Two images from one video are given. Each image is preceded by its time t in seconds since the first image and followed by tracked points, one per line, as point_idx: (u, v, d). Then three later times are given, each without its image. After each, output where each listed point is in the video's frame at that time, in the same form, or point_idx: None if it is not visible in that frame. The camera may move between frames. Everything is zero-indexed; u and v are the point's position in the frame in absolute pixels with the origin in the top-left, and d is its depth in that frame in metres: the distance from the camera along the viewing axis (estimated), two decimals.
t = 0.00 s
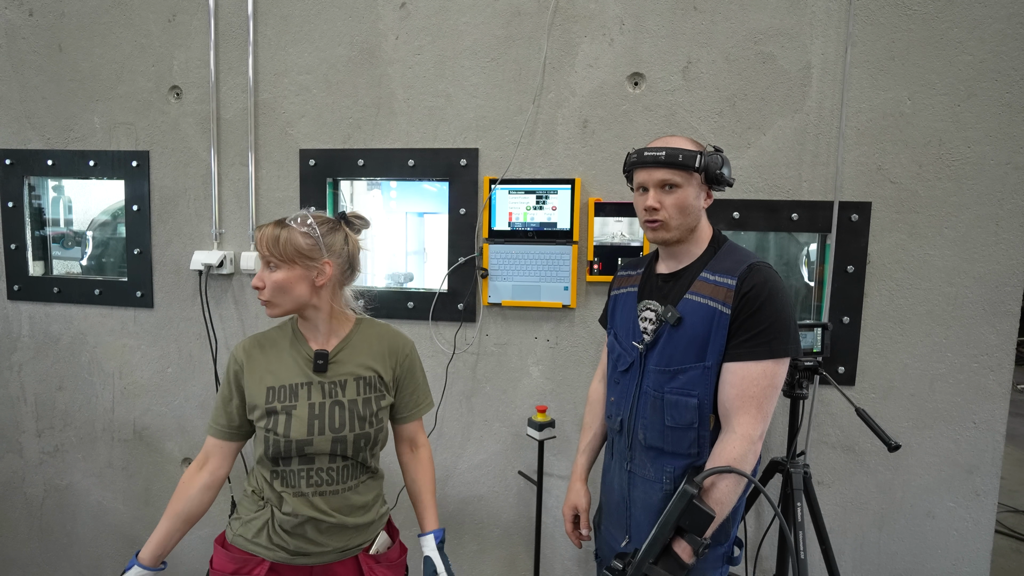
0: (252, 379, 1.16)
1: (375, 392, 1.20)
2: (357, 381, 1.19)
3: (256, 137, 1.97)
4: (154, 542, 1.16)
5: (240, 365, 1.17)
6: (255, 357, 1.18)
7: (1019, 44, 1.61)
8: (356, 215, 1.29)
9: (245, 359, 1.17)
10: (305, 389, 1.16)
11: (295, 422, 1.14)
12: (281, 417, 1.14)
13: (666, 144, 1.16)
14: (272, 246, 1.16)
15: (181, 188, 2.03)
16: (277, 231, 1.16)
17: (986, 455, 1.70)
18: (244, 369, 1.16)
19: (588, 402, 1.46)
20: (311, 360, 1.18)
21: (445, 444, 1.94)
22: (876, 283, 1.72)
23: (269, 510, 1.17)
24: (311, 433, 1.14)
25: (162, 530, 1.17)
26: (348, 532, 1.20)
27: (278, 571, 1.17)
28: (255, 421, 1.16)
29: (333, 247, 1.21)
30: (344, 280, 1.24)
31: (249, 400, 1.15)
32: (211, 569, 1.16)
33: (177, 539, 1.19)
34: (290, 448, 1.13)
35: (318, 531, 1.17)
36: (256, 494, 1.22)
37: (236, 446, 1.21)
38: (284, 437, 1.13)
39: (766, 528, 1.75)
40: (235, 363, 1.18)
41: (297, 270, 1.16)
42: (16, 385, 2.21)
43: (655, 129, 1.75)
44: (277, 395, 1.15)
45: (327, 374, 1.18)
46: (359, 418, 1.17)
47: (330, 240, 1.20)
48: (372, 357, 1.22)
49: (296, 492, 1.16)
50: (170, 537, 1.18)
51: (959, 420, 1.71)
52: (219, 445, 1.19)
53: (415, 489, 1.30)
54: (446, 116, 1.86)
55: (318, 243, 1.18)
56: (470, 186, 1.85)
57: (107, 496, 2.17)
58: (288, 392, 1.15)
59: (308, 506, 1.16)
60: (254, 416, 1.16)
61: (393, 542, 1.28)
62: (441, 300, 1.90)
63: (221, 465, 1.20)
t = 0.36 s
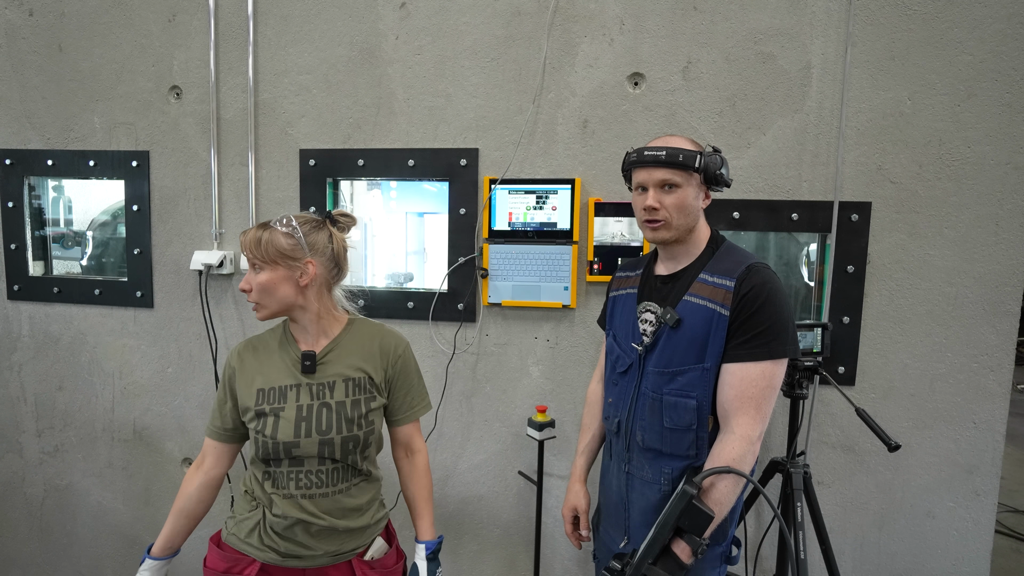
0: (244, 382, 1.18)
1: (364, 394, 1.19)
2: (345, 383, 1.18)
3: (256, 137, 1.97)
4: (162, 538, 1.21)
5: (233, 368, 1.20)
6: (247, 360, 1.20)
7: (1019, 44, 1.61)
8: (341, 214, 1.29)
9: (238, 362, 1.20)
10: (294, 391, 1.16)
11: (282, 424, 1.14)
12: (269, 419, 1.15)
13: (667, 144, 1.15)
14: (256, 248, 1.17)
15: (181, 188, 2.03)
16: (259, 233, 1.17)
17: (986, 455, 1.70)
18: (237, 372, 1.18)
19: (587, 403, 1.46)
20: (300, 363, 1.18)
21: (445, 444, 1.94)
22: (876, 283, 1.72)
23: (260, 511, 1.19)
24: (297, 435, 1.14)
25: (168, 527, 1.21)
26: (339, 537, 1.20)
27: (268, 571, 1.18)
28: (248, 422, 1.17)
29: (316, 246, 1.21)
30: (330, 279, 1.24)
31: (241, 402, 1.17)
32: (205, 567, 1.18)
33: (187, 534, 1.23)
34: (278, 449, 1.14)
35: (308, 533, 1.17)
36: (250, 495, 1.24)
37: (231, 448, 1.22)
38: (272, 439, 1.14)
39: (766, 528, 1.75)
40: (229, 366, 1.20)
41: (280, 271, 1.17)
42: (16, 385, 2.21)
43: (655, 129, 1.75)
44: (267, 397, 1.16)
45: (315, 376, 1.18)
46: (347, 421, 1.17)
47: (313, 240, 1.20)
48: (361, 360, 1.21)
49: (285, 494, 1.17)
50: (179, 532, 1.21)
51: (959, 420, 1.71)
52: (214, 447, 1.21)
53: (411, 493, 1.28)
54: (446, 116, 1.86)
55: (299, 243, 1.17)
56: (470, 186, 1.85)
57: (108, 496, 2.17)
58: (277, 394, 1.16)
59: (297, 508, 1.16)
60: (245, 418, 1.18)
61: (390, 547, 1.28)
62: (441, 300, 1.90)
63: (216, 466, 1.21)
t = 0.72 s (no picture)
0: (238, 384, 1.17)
1: (361, 395, 1.19)
2: (342, 384, 1.18)
3: (256, 137, 1.97)
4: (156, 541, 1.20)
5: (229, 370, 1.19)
6: (242, 363, 1.19)
7: (1019, 44, 1.61)
8: (338, 214, 1.29)
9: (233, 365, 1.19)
10: (290, 394, 1.16)
11: (278, 426, 1.14)
12: (265, 422, 1.14)
13: (665, 142, 1.16)
14: (252, 248, 1.16)
15: (181, 188, 2.03)
16: (256, 233, 1.16)
17: (986, 455, 1.70)
18: (232, 374, 1.18)
19: (585, 402, 1.46)
20: (296, 365, 1.18)
21: (445, 444, 1.94)
22: (876, 283, 1.72)
23: (257, 511, 1.19)
24: (294, 438, 1.14)
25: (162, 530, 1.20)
26: (336, 537, 1.20)
27: (266, 572, 1.18)
28: (244, 425, 1.17)
29: (314, 246, 1.21)
30: (328, 279, 1.24)
31: (236, 405, 1.16)
32: (203, 567, 1.18)
33: (181, 537, 1.22)
34: (275, 452, 1.14)
35: (305, 533, 1.17)
36: (247, 494, 1.23)
37: (227, 449, 1.22)
38: (268, 441, 1.14)
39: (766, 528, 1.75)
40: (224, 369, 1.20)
41: (278, 271, 1.16)
42: (16, 385, 2.21)
43: (655, 128, 1.75)
44: (263, 399, 1.15)
45: (312, 378, 1.18)
46: (343, 423, 1.17)
47: (311, 240, 1.20)
48: (357, 361, 1.21)
49: (282, 494, 1.17)
50: (173, 535, 1.21)
51: (959, 420, 1.71)
52: (209, 448, 1.20)
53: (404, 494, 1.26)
54: (447, 116, 1.86)
55: (297, 243, 1.17)
56: (470, 186, 1.85)
57: (107, 496, 2.17)
58: (273, 397, 1.15)
59: (294, 509, 1.16)
60: (241, 421, 1.17)
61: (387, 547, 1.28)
62: (441, 300, 1.90)
63: (210, 468, 1.20)
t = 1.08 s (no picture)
0: (238, 387, 1.16)
1: (363, 395, 1.20)
2: (344, 385, 1.19)
3: (256, 137, 1.97)
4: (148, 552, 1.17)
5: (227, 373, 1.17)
6: (241, 365, 1.18)
7: (1019, 44, 1.61)
8: (335, 214, 1.29)
9: (231, 367, 1.18)
10: (293, 395, 1.16)
11: (282, 428, 1.14)
12: (267, 424, 1.14)
13: (649, 144, 1.17)
14: (251, 248, 1.15)
15: (181, 188, 2.03)
16: (253, 233, 1.15)
17: (986, 455, 1.70)
18: (231, 377, 1.17)
19: (581, 401, 1.45)
20: (297, 366, 1.18)
21: (445, 444, 1.94)
22: (876, 283, 1.72)
23: (257, 513, 1.18)
24: (297, 439, 1.14)
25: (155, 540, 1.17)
26: (337, 538, 1.20)
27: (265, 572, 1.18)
28: (243, 427, 1.16)
29: (314, 246, 1.21)
30: (327, 279, 1.24)
31: (236, 407, 1.15)
32: (201, 570, 1.17)
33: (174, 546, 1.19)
34: (277, 453, 1.14)
35: (305, 535, 1.17)
36: (246, 496, 1.23)
37: (224, 453, 1.21)
38: (271, 443, 1.13)
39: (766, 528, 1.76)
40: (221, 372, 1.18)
41: (278, 271, 1.16)
42: (16, 385, 2.21)
43: (655, 128, 1.75)
44: (264, 401, 1.15)
45: (314, 378, 1.18)
46: (346, 423, 1.17)
47: (310, 239, 1.20)
48: (359, 361, 1.22)
49: (283, 496, 1.16)
50: (166, 545, 1.18)
51: (959, 420, 1.71)
52: (205, 454, 1.19)
53: (394, 494, 1.27)
54: (447, 116, 1.86)
55: (297, 243, 1.17)
56: (470, 186, 1.85)
57: (107, 496, 2.17)
58: (275, 398, 1.15)
59: (296, 510, 1.16)
60: (242, 423, 1.16)
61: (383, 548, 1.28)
62: (441, 300, 1.90)
63: (206, 475, 1.19)
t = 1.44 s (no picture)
0: (241, 389, 1.15)
1: (367, 396, 1.21)
2: (349, 385, 1.19)
3: (256, 137, 1.97)
4: (150, 554, 1.17)
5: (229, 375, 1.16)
6: (244, 367, 1.17)
7: (1019, 44, 1.61)
8: (338, 213, 1.29)
9: (234, 369, 1.17)
10: (297, 396, 1.16)
11: (286, 430, 1.13)
12: (273, 425, 1.14)
13: (644, 144, 1.17)
14: (255, 248, 1.15)
15: (181, 188, 2.03)
16: (257, 233, 1.15)
17: (986, 455, 1.70)
18: (233, 378, 1.16)
19: (580, 399, 1.45)
20: (302, 367, 1.18)
21: (445, 444, 1.94)
22: (876, 283, 1.72)
23: (259, 515, 1.18)
24: (303, 440, 1.14)
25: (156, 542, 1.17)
26: (339, 538, 1.20)
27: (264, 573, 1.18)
28: (246, 429, 1.15)
29: (319, 246, 1.21)
30: (330, 279, 1.24)
31: (239, 409, 1.15)
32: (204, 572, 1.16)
33: (177, 548, 1.19)
34: (282, 455, 1.14)
35: (310, 535, 1.17)
36: (247, 498, 1.22)
37: (225, 454, 1.21)
38: (276, 445, 1.13)
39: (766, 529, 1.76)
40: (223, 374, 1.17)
41: (283, 271, 1.16)
42: (16, 385, 2.21)
43: (655, 128, 1.75)
44: (269, 403, 1.15)
45: (319, 379, 1.18)
46: (352, 424, 1.18)
47: (315, 240, 1.20)
48: (363, 361, 1.22)
49: (288, 498, 1.16)
50: (168, 546, 1.18)
51: (959, 420, 1.71)
52: (204, 456, 1.19)
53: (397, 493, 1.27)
54: (447, 116, 1.86)
55: (302, 243, 1.18)
56: (470, 186, 1.85)
57: (108, 496, 2.17)
58: (280, 400, 1.15)
59: (300, 512, 1.16)
60: (245, 426, 1.16)
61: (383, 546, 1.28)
62: (441, 300, 1.90)
63: (206, 476, 1.19)
